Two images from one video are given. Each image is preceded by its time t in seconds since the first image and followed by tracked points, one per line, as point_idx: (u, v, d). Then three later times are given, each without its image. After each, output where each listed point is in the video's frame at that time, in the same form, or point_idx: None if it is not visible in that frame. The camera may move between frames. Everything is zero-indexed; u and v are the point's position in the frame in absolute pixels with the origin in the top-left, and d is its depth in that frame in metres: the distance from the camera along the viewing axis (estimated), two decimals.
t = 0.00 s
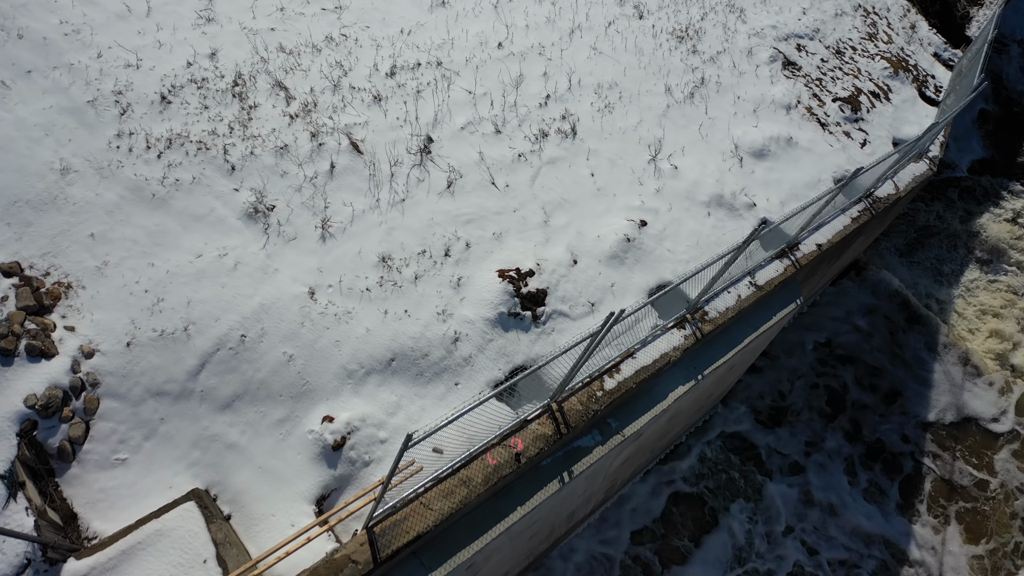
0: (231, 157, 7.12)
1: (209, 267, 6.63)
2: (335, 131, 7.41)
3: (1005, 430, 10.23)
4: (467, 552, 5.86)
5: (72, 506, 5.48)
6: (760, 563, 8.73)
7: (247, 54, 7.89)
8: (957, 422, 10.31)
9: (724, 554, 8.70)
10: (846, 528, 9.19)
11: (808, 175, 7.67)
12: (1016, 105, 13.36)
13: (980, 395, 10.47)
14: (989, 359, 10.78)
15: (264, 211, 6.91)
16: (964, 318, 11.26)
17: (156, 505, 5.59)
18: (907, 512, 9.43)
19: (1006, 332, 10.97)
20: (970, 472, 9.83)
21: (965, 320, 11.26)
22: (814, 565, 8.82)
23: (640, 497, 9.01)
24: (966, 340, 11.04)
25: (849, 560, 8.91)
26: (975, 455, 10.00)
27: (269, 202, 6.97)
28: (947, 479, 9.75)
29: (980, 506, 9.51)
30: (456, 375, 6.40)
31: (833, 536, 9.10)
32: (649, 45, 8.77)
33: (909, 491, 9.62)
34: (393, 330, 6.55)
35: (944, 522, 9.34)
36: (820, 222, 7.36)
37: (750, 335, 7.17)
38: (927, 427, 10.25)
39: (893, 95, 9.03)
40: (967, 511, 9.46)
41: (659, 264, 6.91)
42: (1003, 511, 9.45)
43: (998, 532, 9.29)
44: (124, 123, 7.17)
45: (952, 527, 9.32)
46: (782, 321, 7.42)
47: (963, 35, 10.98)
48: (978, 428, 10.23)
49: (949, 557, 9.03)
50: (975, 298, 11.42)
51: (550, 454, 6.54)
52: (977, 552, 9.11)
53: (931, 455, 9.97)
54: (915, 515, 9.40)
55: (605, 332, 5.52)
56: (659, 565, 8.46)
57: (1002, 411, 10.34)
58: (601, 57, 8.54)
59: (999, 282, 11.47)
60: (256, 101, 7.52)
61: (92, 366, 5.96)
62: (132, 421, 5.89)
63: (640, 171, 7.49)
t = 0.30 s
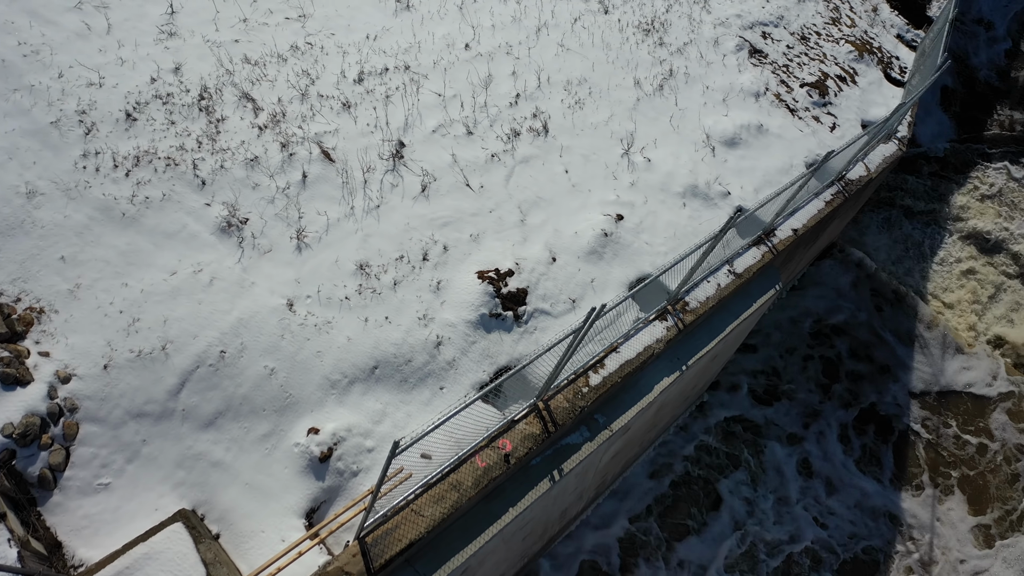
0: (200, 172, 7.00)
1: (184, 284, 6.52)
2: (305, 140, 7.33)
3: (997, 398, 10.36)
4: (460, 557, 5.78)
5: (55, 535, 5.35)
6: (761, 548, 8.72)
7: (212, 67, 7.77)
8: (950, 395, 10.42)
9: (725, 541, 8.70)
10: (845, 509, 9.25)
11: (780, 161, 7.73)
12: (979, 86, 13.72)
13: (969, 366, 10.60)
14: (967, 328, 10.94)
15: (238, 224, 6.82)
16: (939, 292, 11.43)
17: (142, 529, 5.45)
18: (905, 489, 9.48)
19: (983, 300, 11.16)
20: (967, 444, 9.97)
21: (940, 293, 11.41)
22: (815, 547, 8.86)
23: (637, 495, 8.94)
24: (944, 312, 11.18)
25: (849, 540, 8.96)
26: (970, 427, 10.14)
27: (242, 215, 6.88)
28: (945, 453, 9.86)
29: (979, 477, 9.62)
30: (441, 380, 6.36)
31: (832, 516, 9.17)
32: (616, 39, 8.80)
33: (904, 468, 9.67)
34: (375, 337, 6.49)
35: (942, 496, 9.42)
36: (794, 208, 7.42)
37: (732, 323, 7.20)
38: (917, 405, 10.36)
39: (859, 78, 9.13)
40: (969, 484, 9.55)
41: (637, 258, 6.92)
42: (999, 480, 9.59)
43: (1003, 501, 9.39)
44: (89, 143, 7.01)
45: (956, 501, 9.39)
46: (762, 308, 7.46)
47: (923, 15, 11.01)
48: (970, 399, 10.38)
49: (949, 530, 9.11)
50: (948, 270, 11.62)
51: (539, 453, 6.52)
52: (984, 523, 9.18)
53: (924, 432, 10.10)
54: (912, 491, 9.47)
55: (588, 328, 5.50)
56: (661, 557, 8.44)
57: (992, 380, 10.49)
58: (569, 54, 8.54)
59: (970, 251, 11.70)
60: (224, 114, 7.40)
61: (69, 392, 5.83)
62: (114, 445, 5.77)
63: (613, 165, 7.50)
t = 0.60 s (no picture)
0: (173, 193, 6.89)
1: (161, 307, 6.39)
2: (279, 157, 7.26)
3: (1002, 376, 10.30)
4: (454, 569, 5.70)
5: (40, 567, 5.19)
6: (754, 542, 8.90)
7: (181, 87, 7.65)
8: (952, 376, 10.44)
9: (718, 537, 8.89)
10: (834, 499, 9.44)
11: (754, 157, 7.80)
12: (945, 78, 14.17)
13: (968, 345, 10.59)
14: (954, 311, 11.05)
15: (214, 243, 6.72)
16: (919, 281, 11.60)
17: (129, 558, 5.31)
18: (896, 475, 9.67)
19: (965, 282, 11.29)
20: (973, 424, 9.97)
21: (920, 282, 11.58)
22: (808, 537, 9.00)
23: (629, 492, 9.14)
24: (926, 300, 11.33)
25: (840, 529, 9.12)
26: (975, 406, 10.13)
27: (218, 233, 6.78)
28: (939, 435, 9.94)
29: (984, 458, 9.61)
30: (427, 391, 6.30)
31: (822, 507, 9.33)
32: (586, 43, 8.85)
33: (891, 455, 9.89)
34: (358, 351, 6.41)
35: (935, 480, 9.49)
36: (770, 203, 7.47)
37: (714, 320, 7.23)
38: (915, 390, 10.50)
39: (828, 71, 9.23)
40: (975, 464, 9.58)
41: (618, 259, 6.94)
42: (1001, 460, 9.55)
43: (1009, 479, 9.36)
44: (58, 168, 6.82)
45: (962, 481, 9.43)
46: (744, 303, 7.50)
47: (887, 7, 11.17)
48: (973, 379, 10.37)
49: (946, 514, 9.12)
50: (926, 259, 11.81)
51: (529, 459, 6.47)
52: (991, 502, 9.16)
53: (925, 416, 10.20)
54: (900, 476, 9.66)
55: (572, 331, 5.48)
56: (656, 556, 8.60)
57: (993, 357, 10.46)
58: (540, 59, 8.57)
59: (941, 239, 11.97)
60: (195, 134, 7.28)
61: (48, 421, 5.67)
62: (96, 473, 5.61)
63: (589, 168, 7.52)
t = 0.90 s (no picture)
0: (149, 215, 6.75)
1: (140, 331, 6.23)
2: (255, 174, 7.17)
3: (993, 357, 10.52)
4: None
5: None
6: (752, 540, 8.89)
7: (153, 107, 7.46)
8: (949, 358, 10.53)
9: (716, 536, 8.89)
10: (830, 493, 9.44)
11: (730, 157, 7.86)
12: (915, 75, 14.46)
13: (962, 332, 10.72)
14: (947, 299, 11.13)
15: (192, 264, 6.62)
16: (907, 270, 11.65)
17: None
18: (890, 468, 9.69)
19: (952, 271, 11.47)
20: (972, 403, 10.03)
21: (911, 270, 11.62)
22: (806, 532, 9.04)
23: (622, 495, 9.12)
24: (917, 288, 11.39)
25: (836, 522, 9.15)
26: (971, 385, 10.23)
27: (196, 254, 6.68)
28: (935, 423, 9.96)
29: (981, 442, 9.69)
30: (413, 404, 6.23)
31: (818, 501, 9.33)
32: (559, 50, 8.89)
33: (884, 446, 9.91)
34: (342, 367, 6.33)
35: (927, 470, 9.55)
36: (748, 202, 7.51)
37: (698, 321, 7.25)
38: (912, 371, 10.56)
39: (799, 70, 9.34)
40: (977, 444, 9.69)
41: (600, 263, 6.95)
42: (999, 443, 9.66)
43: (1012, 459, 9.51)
44: (30, 195, 6.62)
45: (965, 464, 9.52)
46: (727, 303, 7.54)
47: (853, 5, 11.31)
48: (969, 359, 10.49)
49: (940, 502, 9.20)
50: (916, 248, 11.87)
51: (519, 468, 6.42)
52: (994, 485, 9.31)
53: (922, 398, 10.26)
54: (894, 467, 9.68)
55: (556, 336, 5.47)
56: (655, 560, 8.56)
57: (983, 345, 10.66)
58: (514, 68, 8.59)
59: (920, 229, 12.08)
60: (170, 154, 7.15)
61: (28, 451, 5.46)
62: (80, 503, 5.40)
63: (567, 174, 7.55)
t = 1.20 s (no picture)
0: (127, 243, 6.66)
1: (121, 360, 6.08)
2: (234, 199, 7.11)
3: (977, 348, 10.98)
4: None
5: None
6: (748, 546, 9.00)
7: (129, 134, 7.41)
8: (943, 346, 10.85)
9: (711, 545, 9.02)
10: (822, 496, 9.58)
11: (710, 165, 7.93)
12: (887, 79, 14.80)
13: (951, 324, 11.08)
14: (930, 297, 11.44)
15: (172, 291, 6.51)
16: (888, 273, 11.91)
17: None
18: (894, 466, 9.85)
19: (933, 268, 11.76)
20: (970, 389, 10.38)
21: (898, 268, 11.93)
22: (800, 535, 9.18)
23: (618, 506, 9.13)
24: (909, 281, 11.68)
25: (829, 524, 9.31)
26: (965, 373, 10.56)
27: (176, 280, 6.58)
28: (930, 420, 10.17)
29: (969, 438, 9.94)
30: (401, 423, 6.14)
31: (810, 504, 9.48)
32: (536, 65, 8.95)
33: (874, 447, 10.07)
34: (328, 390, 6.20)
35: (915, 469, 9.74)
36: (728, 210, 7.57)
37: (684, 330, 7.27)
38: (914, 358, 10.76)
39: (774, 77, 9.45)
40: (977, 433, 9.98)
41: (583, 275, 6.96)
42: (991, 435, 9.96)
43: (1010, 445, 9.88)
44: (5, 227, 6.49)
45: (967, 453, 9.81)
46: (711, 311, 7.57)
47: (824, 11, 11.43)
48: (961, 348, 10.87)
49: (929, 501, 9.42)
50: (905, 243, 12.27)
51: (509, 485, 6.33)
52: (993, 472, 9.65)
53: (920, 388, 10.51)
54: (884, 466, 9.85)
55: (542, 349, 5.45)
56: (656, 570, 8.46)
57: (971, 336, 11.05)
58: (491, 83, 8.63)
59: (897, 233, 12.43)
60: (146, 181, 7.08)
61: (8, 487, 5.25)
62: (63, 538, 5.18)
63: (548, 188, 7.57)
